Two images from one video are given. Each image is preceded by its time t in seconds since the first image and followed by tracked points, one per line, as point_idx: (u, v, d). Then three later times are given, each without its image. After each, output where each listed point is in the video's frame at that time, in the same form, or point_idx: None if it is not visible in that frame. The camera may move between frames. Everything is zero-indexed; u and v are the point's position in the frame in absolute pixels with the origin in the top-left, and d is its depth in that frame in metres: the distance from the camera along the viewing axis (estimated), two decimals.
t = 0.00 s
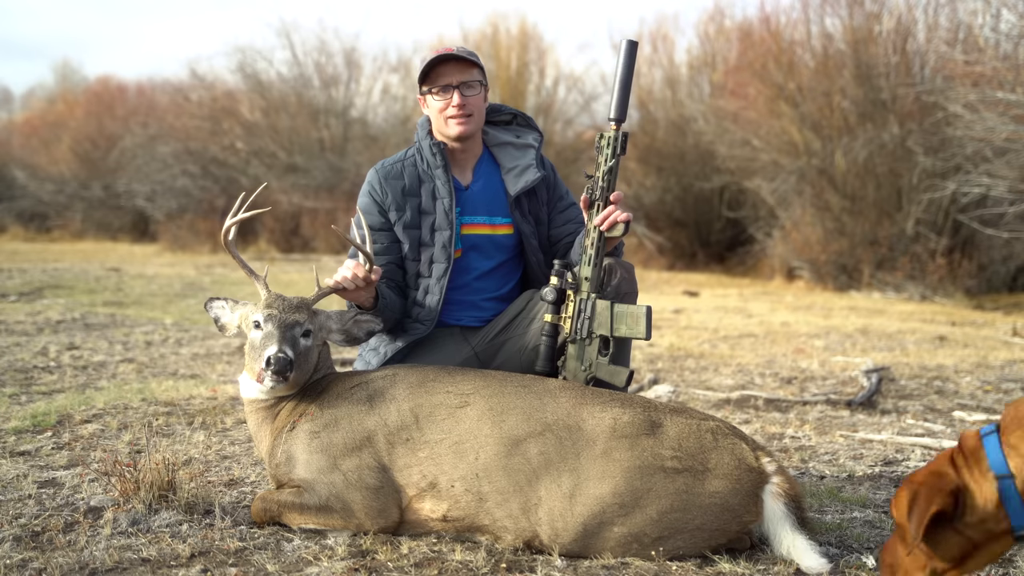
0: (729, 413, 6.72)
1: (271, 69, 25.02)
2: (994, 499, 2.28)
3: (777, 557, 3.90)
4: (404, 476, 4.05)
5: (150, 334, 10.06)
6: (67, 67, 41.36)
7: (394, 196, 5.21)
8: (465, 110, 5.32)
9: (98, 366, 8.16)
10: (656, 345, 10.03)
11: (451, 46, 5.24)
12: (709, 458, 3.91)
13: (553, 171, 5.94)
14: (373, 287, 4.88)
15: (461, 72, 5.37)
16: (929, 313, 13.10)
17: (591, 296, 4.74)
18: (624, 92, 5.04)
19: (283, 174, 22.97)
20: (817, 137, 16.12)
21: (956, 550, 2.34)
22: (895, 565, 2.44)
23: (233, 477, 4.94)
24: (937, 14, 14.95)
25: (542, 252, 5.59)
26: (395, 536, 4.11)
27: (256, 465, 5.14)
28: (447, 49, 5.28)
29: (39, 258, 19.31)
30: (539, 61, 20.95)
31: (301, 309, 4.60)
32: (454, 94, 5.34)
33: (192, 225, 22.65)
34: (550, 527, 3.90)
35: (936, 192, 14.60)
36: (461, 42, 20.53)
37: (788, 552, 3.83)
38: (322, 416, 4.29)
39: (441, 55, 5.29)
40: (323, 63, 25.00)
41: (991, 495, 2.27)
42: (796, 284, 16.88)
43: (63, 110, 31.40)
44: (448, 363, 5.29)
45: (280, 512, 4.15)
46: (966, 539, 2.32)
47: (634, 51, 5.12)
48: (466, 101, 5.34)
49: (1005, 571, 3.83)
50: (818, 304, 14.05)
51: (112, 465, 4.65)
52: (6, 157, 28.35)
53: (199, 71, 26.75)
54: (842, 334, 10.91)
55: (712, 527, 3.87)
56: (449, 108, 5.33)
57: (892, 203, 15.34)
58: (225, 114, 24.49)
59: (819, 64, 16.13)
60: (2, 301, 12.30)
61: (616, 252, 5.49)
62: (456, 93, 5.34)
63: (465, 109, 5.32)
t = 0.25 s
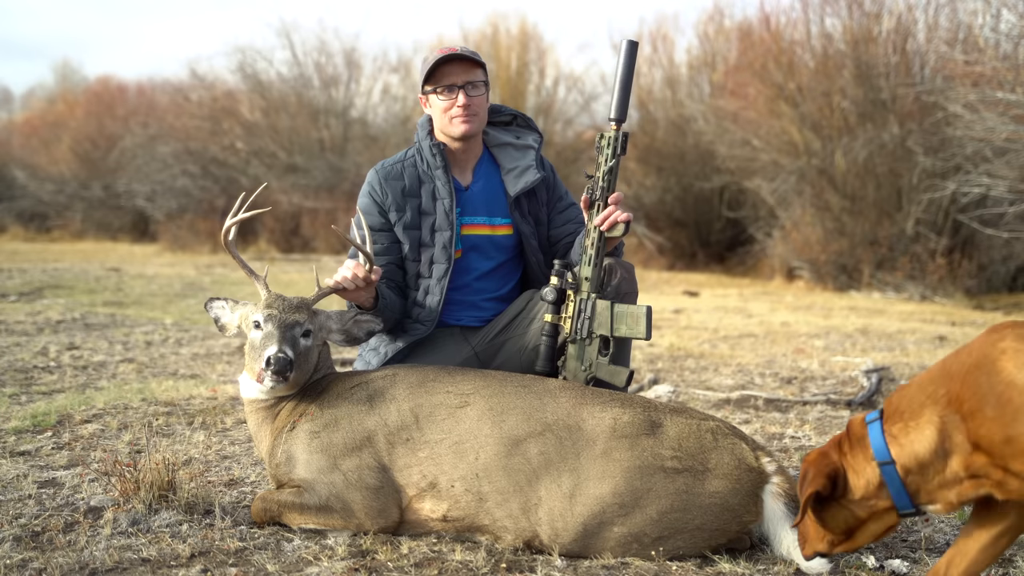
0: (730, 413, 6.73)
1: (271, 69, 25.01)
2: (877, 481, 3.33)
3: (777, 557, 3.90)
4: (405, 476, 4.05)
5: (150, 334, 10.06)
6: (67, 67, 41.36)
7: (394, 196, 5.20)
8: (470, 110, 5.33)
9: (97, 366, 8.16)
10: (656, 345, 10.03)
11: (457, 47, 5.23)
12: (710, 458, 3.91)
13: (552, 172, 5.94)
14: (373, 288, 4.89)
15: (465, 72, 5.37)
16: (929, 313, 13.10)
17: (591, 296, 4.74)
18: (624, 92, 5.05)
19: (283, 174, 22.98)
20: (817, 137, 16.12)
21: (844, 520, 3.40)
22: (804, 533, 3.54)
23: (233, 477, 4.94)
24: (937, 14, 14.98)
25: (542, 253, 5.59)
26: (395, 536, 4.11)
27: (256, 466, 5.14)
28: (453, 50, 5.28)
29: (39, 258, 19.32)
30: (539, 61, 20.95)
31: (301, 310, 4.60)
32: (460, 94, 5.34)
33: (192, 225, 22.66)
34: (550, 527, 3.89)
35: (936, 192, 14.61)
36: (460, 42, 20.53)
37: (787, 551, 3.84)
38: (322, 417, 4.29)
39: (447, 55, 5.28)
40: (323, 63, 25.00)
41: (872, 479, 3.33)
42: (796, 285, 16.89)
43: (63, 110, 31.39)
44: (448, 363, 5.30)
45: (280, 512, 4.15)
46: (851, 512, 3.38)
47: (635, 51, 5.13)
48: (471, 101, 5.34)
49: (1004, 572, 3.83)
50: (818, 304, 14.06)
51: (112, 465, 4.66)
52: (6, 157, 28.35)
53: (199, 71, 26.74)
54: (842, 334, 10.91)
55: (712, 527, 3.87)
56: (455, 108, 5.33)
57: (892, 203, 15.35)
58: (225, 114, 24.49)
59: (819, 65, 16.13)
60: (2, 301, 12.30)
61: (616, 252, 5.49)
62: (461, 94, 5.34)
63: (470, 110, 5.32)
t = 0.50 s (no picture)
0: (730, 413, 6.73)
1: (271, 69, 25.00)
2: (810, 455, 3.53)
3: (777, 557, 3.90)
4: (405, 476, 4.05)
5: (150, 334, 10.06)
6: (68, 67, 41.36)
7: (394, 196, 5.20)
8: (481, 111, 5.37)
9: (97, 366, 8.16)
10: (656, 345, 10.03)
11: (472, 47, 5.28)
12: (709, 458, 3.92)
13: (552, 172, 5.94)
14: (373, 287, 4.89)
15: (476, 75, 5.43)
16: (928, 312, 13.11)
17: (591, 296, 4.73)
18: (625, 92, 5.05)
19: (283, 174, 22.98)
20: (817, 137, 16.11)
21: (796, 492, 3.61)
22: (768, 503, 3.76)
23: (233, 477, 4.94)
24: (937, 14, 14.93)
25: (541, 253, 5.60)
26: (395, 536, 4.11)
27: (256, 466, 5.14)
28: (469, 50, 5.32)
29: (39, 258, 19.32)
30: (539, 61, 20.94)
31: (301, 310, 4.60)
32: (471, 95, 5.38)
33: (192, 224, 22.66)
34: (550, 527, 3.89)
35: (936, 192, 14.61)
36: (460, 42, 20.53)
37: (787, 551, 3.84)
38: (322, 417, 4.29)
39: (461, 55, 5.31)
40: (323, 63, 24.98)
41: (804, 455, 3.55)
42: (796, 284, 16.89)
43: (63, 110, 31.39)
44: (448, 363, 5.29)
45: (280, 512, 4.15)
46: (799, 484, 3.60)
47: (635, 52, 5.13)
48: (481, 103, 5.39)
49: (1004, 572, 3.84)
50: (818, 304, 14.06)
51: (112, 465, 4.66)
52: (6, 157, 28.34)
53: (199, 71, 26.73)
54: (842, 334, 10.91)
55: (712, 527, 3.87)
56: (466, 109, 5.35)
57: (892, 203, 15.35)
58: (225, 114, 24.48)
59: (819, 65, 16.13)
60: (2, 301, 12.30)
61: (616, 252, 5.48)
62: (472, 95, 5.38)
63: (481, 111, 5.36)
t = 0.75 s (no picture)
0: (730, 413, 6.73)
1: (271, 69, 25.01)
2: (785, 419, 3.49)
3: (777, 557, 3.89)
4: (404, 476, 4.05)
5: (150, 334, 10.07)
6: (68, 67, 41.42)
7: (394, 196, 5.20)
8: (472, 107, 5.36)
9: (98, 366, 8.16)
10: (656, 345, 10.03)
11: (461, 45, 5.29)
12: (709, 458, 3.92)
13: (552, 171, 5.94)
14: (373, 287, 4.89)
15: (469, 72, 5.44)
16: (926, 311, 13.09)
17: (591, 295, 4.73)
18: (624, 93, 5.05)
19: (283, 174, 22.98)
20: (817, 137, 16.10)
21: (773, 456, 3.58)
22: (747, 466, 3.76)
23: (233, 477, 4.94)
24: (937, 13, 14.91)
25: (542, 252, 5.59)
26: (395, 536, 4.11)
27: (256, 466, 5.13)
28: (458, 48, 5.34)
29: (39, 258, 19.32)
30: (539, 61, 20.94)
31: (300, 309, 4.60)
32: (463, 92, 5.39)
33: (192, 225, 22.67)
34: (550, 527, 3.89)
35: (936, 192, 14.61)
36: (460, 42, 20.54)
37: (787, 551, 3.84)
38: (322, 417, 4.29)
39: (451, 52, 5.33)
40: (323, 63, 24.98)
41: (780, 418, 3.51)
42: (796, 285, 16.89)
43: (63, 110, 31.39)
44: (448, 363, 5.29)
45: (280, 512, 4.15)
46: (777, 448, 3.56)
47: (634, 51, 5.13)
48: (473, 100, 5.39)
49: (1005, 572, 3.84)
50: (818, 304, 14.06)
51: (113, 465, 4.66)
52: (6, 157, 28.34)
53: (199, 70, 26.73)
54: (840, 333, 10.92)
55: (712, 527, 3.88)
56: (457, 106, 5.36)
57: (892, 203, 15.35)
58: (225, 114, 24.49)
59: (819, 65, 16.13)
60: (2, 301, 12.30)
61: (616, 252, 5.48)
62: (464, 92, 5.39)
63: (473, 107, 5.36)
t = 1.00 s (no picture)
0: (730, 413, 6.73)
1: (271, 69, 25.00)
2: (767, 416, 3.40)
3: (776, 557, 3.90)
4: (404, 476, 4.05)
5: (150, 334, 10.07)
6: (68, 67, 41.40)
7: (393, 196, 5.20)
8: (472, 106, 5.36)
9: (98, 366, 8.16)
10: (656, 345, 10.03)
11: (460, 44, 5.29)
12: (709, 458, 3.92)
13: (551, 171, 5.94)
14: (373, 287, 4.89)
15: (468, 71, 5.44)
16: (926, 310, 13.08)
17: (591, 295, 4.74)
18: (624, 92, 5.05)
19: (283, 174, 22.98)
20: (817, 137, 16.10)
21: (747, 457, 3.50)
22: (707, 468, 3.69)
23: (233, 477, 4.94)
24: (937, 13, 14.91)
25: (541, 252, 5.59)
26: (395, 536, 4.11)
27: (256, 466, 5.13)
28: (458, 46, 5.34)
29: (39, 258, 19.32)
30: (539, 61, 20.94)
31: (300, 309, 4.60)
32: (462, 91, 5.39)
33: (192, 225, 22.68)
34: (550, 527, 3.90)
35: (936, 192, 14.61)
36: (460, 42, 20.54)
37: (788, 552, 3.83)
38: (322, 417, 4.29)
39: (451, 51, 5.33)
40: (323, 63, 24.98)
41: (761, 417, 3.42)
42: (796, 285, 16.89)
43: (63, 110, 31.38)
44: (448, 363, 5.30)
45: (280, 512, 4.15)
46: (754, 448, 3.49)
47: (634, 52, 5.13)
48: (473, 98, 5.39)
49: (1004, 572, 3.84)
50: (818, 304, 14.06)
51: (113, 465, 4.66)
52: (6, 157, 28.34)
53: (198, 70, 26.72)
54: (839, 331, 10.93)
55: (712, 527, 3.88)
56: (457, 105, 5.36)
57: (892, 203, 15.35)
58: (225, 114, 24.49)
59: (819, 64, 16.14)
60: (2, 301, 12.30)
61: (615, 252, 5.48)
62: (464, 91, 5.39)
63: (472, 106, 5.36)
